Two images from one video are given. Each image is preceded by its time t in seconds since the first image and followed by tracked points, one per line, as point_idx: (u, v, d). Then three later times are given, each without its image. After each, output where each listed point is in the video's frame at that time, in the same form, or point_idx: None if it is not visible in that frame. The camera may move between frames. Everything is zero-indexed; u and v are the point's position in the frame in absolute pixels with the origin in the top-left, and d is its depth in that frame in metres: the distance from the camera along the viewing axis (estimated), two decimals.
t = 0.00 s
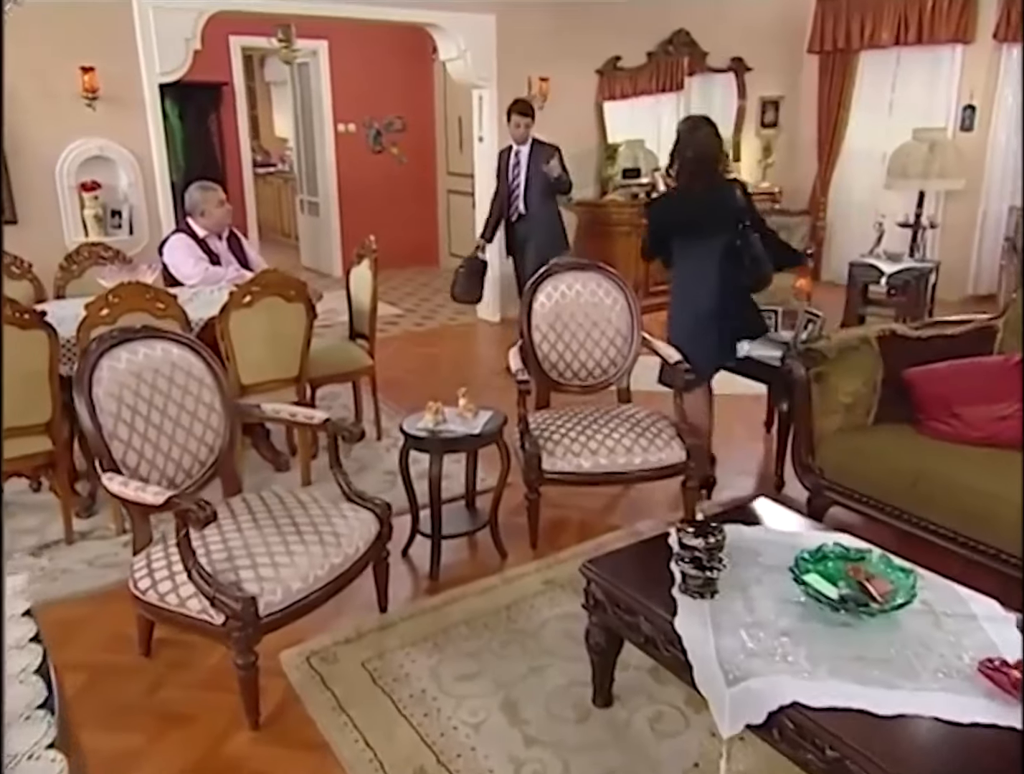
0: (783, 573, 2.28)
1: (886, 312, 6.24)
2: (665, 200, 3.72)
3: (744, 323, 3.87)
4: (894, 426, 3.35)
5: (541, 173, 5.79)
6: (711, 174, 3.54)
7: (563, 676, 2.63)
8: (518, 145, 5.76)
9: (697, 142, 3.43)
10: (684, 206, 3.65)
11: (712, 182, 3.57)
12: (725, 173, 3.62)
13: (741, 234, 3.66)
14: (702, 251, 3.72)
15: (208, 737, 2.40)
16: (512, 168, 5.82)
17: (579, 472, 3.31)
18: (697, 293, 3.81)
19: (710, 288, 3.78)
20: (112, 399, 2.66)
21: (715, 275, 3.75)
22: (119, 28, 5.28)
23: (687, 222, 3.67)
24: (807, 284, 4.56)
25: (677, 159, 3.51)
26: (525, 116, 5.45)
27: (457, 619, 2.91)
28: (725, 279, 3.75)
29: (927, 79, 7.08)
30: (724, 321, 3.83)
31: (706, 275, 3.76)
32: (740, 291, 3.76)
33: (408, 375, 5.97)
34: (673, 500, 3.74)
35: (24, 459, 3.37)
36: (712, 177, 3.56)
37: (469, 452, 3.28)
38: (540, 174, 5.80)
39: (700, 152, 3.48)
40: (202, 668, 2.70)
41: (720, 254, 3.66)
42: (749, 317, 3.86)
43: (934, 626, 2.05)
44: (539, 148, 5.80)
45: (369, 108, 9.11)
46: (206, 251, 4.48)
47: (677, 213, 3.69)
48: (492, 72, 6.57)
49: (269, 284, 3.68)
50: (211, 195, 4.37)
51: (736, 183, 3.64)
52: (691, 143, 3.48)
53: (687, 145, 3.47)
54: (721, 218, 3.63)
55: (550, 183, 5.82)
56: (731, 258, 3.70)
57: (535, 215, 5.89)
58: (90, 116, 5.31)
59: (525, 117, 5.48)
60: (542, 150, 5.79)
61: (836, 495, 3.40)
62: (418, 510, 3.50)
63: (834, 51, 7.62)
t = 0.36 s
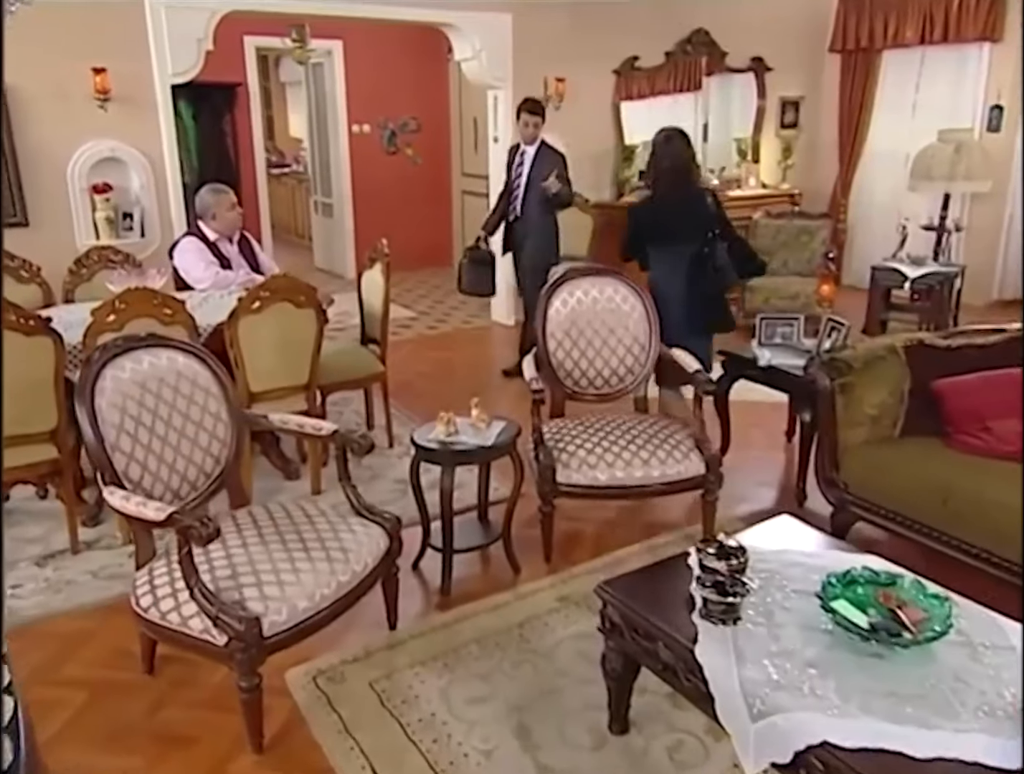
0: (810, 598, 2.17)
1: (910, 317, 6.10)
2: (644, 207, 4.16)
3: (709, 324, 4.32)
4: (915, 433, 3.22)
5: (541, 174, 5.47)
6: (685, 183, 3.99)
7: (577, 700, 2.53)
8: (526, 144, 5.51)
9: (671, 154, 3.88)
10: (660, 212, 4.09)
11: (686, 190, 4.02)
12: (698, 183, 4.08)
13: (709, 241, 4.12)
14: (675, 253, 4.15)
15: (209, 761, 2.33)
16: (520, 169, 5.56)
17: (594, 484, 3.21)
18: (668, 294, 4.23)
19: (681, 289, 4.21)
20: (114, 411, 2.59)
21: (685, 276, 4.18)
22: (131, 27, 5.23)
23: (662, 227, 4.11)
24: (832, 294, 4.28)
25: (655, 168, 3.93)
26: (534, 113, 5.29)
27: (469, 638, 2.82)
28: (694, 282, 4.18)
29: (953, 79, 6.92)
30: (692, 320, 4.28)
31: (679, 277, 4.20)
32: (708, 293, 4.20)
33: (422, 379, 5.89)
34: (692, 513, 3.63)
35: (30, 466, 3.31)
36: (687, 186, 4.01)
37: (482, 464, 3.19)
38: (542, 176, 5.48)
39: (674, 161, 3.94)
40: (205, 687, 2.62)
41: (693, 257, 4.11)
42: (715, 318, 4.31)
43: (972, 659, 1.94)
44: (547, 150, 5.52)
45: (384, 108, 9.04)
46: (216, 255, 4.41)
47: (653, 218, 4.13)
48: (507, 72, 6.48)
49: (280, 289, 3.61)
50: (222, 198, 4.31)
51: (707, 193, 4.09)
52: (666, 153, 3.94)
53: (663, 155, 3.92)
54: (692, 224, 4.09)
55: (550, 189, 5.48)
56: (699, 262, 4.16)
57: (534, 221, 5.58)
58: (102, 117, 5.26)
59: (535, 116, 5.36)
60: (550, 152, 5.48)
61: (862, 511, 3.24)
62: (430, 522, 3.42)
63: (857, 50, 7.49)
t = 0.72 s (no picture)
0: (844, 624, 2.07)
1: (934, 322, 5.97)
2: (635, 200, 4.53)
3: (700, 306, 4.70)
4: (947, 438, 3.09)
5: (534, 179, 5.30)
6: (674, 173, 4.40)
7: (598, 724, 2.44)
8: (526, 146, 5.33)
9: (661, 145, 4.27)
10: (653, 203, 4.47)
11: (675, 180, 4.42)
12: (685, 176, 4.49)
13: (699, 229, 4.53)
14: (667, 240, 4.53)
15: None
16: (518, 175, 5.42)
17: (614, 498, 3.12)
18: (663, 279, 4.58)
19: (675, 272, 4.57)
20: (123, 422, 2.53)
21: (678, 262, 4.56)
22: (144, 28, 5.18)
23: (654, 215, 4.49)
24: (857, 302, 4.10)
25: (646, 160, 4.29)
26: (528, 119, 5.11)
27: (485, 657, 2.73)
28: (686, 267, 4.57)
29: (979, 79, 6.77)
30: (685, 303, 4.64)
31: (673, 264, 4.56)
32: (700, 276, 4.59)
33: (436, 384, 5.80)
34: (712, 526, 3.53)
35: (38, 476, 3.25)
36: (674, 177, 4.42)
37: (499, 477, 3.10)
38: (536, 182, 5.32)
39: (663, 154, 4.33)
40: (215, 707, 2.55)
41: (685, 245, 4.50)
42: (705, 300, 4.69)
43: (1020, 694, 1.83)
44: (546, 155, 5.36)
45: (399, 109, 8.98)
46: (229, 259, 4.35)
47: (644, 208, 4.50)
48: (524, 73, 6.40)
49: (292, 295, 3.53)
50: (235, 201, 4.25)
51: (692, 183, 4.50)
52: (655, 145, 4.31)
53: (652, 148, 4.30)
54: (683, 212, 4.48)
55: (540, 197, 5.33)
56: (690, 249, 4.54)
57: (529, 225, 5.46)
58: (114, 119, 5.22)
59: (531, 119, 5.19)
60: (548, 158, 5.27)
61: (891, 528, 3.13)
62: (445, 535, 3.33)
63: (879, 49, 7.37)
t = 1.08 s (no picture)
0: (893, 656, 1.96)
1: (967, 328, 5.81)
2: (633, 192, 4.92)
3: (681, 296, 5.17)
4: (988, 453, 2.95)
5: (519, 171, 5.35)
6: (669, 173, 4.79)
7: (629, 754, 2.34)
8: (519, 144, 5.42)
9: (658, 147, 4.63)
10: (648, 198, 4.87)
11: (670, 179, 4.80)
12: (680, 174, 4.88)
13: (689, 224, 4.97)
14: (658, 234, 4.96)
15: None
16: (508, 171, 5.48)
17: (642, 514, 3.02)
18: (651, 267, 5.05)
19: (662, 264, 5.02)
20: (140, 435, 2.46)
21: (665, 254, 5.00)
22: (164, 29, 5.13)
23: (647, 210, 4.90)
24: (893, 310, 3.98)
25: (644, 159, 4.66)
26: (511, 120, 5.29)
27: (510, 680, 2.64)
28: (674, 258, 5.02)
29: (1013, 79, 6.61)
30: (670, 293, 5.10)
31: (661, 255, 5.02)
32: (685, 267, 5.05)
33: (456, 389, 5.72)
34: (743, 542, 3.42)
35: (56, 486, 3.21)
36: (669, 176, 4.81)
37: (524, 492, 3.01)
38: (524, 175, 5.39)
39: (659, 153, 4.70)
40: (232, 730, 2.47)
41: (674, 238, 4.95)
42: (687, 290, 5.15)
43: None
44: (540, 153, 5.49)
45: (418, 111, 8.91)
46: (248, 264, 4.28)
47: (639, 202, 4.91)
48: (546, 74, 6.30)
49: (312, 302, 3.46)
50: (254, 205, 4.17)
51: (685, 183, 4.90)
52: (653, 145, 4.67)
53: (650, 148, 4.67)
54: (675, 209, 4.90)
55: (528, 190, 5.40)
56: (679, 242, 4.99)
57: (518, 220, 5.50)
58: (134, 122, 5.17)
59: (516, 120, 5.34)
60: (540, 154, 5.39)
61: (932, 547, 3.01)
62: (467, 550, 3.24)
63: (910, 49, 7.23)
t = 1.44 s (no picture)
0: (959, 697, 1.83)
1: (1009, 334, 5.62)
2: (635, 198, 4.87)
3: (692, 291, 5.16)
4: None
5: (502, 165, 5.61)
6: (670, 176, 4.72)
7: None
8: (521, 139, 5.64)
9: (659, 153, 4.58)
10: (652, 202, 4.83)
11: (672, 180, 4.74)
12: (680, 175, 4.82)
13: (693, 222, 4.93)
14: (665, 234, 4.93)
15: None
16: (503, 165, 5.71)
17: (680, 532, 2.90)
18: (661, 268, 5.01)
19: (672, 263, 5.00)
20: (163, 449, 2.38)
21: (674, 255, 4.98)
22: (189, 30, 5.07)
23: (653, 213, 4.87)
24: (940, 319, 3.83)
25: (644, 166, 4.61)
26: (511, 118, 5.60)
27: (543, 706, 2.54)
28: (682, 257, 4.99)
29: None
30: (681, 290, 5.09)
31: (668, 256, 4.99)
32: (695, 264, 5.02)
33: (481, 394, 5.62)
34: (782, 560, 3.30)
35: (79, 497, 3.14)
36: (670, 179, 4.75)
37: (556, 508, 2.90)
38: (509, 169, 5.63)
39: (659, 159, 4.64)
40: (256, 756, 2.38)
41: (681, 238, 4.92)
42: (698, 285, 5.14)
43: None
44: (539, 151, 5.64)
45: (443, 111, 8.82)
46: (272, 268, 4.21)
47: (643, 207, 4.87)
48: (574, 73, 6.18)
49: (338, 309, 3.38)
50: (279, 207, 4.14)
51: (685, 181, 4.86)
52: (653, 151, 4.61)
53: (650, 155, 4.60)
54: (678, 208, 4.86)
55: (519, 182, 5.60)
56: (686, 241, 4.96)
57: (505, 209, 5.84)
58: (159, 123, 5.12)
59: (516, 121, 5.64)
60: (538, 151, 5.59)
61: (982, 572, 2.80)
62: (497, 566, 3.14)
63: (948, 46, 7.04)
